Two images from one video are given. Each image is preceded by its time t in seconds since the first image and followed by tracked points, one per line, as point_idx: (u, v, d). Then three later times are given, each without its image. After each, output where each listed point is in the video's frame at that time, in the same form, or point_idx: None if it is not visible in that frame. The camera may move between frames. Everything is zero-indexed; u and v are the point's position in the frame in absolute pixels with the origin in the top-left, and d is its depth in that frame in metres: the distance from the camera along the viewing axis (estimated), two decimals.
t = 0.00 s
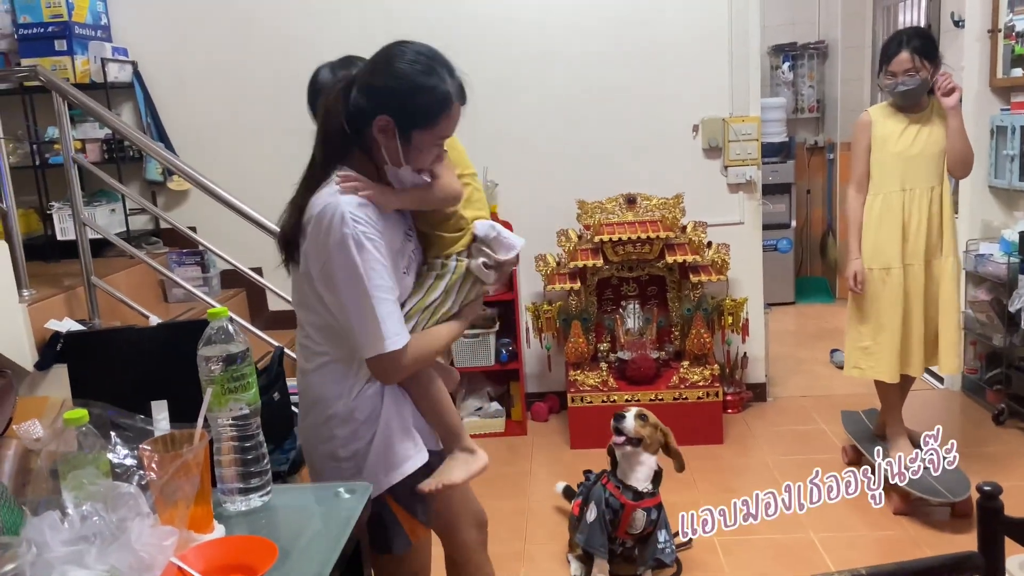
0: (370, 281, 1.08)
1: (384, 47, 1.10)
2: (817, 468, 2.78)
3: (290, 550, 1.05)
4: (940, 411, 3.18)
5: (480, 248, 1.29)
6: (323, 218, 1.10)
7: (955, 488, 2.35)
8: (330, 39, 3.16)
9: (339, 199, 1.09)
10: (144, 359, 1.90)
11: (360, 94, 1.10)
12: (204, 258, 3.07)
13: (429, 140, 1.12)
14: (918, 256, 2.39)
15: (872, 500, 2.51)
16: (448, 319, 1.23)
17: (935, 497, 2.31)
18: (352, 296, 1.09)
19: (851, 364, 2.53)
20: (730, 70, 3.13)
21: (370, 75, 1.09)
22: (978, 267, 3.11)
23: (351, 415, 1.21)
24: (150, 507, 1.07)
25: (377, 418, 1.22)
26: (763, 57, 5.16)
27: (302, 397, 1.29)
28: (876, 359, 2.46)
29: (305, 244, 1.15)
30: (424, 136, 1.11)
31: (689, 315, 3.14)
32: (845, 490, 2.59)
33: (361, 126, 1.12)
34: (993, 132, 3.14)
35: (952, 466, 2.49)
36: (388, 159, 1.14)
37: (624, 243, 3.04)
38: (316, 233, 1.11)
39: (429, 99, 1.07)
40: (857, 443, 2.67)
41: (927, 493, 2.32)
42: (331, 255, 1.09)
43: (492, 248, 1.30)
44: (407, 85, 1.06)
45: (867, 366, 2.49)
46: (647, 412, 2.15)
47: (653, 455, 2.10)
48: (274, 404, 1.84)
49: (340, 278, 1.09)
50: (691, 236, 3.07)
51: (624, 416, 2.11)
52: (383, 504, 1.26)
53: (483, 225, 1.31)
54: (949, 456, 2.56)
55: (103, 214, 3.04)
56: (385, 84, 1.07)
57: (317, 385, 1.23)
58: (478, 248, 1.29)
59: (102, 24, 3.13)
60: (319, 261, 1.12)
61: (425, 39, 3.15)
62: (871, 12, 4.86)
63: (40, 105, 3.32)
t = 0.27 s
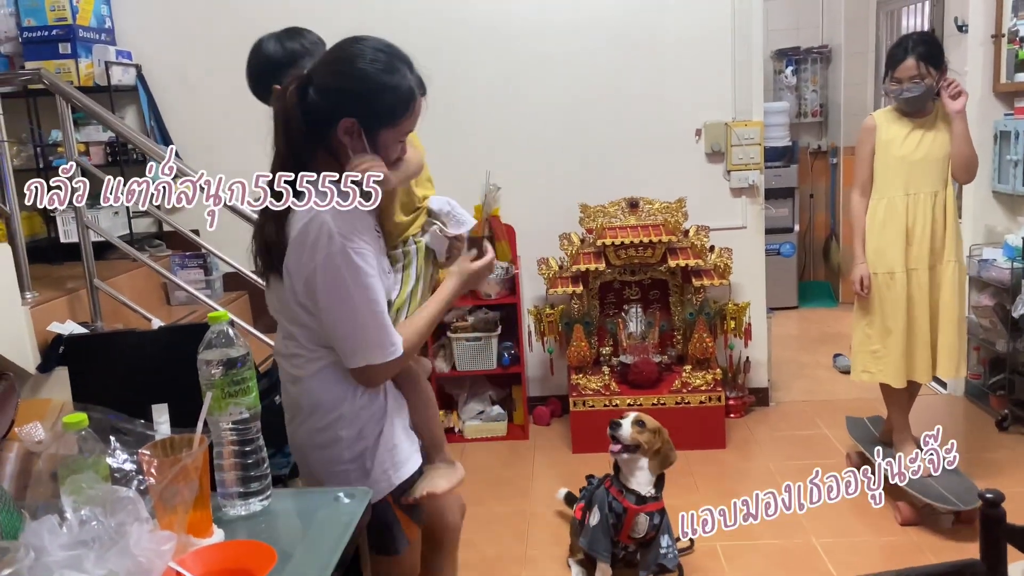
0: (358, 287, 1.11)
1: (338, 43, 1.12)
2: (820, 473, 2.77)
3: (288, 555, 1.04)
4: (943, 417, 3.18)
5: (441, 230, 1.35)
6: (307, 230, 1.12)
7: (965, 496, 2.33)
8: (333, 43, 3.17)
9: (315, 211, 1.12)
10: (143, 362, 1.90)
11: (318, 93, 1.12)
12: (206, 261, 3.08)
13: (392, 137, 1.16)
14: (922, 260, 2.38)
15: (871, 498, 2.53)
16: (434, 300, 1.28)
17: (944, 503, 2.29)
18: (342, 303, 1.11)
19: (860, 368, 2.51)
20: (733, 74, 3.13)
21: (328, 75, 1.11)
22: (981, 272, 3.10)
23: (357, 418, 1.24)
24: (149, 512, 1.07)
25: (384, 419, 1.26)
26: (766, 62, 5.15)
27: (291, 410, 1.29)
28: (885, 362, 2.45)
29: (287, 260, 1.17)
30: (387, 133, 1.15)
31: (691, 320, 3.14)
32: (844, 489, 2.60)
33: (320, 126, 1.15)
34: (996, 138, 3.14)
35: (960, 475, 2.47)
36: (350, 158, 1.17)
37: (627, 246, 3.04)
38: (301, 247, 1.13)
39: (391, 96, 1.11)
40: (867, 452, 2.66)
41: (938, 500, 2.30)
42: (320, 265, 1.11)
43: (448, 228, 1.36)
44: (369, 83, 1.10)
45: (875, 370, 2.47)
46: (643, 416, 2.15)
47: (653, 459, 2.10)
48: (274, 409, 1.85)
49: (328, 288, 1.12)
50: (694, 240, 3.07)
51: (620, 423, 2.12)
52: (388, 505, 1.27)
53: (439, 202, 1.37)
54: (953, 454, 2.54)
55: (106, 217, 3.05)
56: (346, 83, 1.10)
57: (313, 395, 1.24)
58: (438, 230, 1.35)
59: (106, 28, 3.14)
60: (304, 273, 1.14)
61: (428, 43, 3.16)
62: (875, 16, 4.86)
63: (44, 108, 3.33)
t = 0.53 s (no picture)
0: (364, 286, 1.10)
1: (304, 49, 1.09)
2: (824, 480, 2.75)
3: (287, 561, 1.03)
4: (949, 423, 3.15)
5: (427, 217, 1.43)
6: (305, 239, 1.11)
7: (973, 506, 2.31)
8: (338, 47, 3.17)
9: (312, 214, 1.11)
10: (147, 365, 1.89)
11: (291, 100, 1.09)
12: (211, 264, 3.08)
13: (375, 134, 1.14)
14: (930, 267, 2.37)
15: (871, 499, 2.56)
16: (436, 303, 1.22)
17: (950, 512, 2.28)
18: (349, 305, 1.11)
19: (867, 375, 2.49)
20: (738, 78, 3.12)
21: (300, 83, 1.08)
22: (988, 278, 3.08)
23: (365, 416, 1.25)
24: (149, 515, 1.07)
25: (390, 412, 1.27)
26: (772, 66, 5.14)
27: (297, 414, 1.29)
28: (890, 369, 2.44)
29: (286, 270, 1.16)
30: (369, 130, 1.12)
31: (696, 325, 3.12)
32: (844, 489, 2.64)
33: (299, 137, 1.12)
34: (1003, 142, 3.12)
35: (967, 484, 2.45)
36: (336, 163, 1.14)
37: (632, 250, 3.04)
38: (301, 255, 1.12)
39: (367, 94, 1.08)
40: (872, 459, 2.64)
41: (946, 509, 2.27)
42: (322, 271, 1.10)
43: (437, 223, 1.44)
44: (344, 85, 1.07)
45: (881, 377, 2.46)
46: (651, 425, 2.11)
47: (661, 468, 2.08)
48: (278, 411, 1.83)
49: (334, 292, 1.11)
50: (699, 245, 3.05)
51: (628, 433, 2.09)
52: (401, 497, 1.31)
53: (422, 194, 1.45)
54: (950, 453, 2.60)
55: (110, 220, 3.06)
56: (319, 88, 1.07)
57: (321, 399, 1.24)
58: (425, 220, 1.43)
59: (112, 31, 3.15)
60: (307, 280, 1.14)
61: (432, 46, 3.15)
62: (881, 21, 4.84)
63: (50, 111, 3.34)
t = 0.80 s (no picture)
0: (400, 283, 1.13)
1: (309, 65, 1.12)
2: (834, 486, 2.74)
3: (298, 564, 1.03)
4: (960, 430, 3.13)
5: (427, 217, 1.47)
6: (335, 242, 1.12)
7: (984, 513, 2.29)
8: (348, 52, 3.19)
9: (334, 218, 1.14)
10: (157, 368, 1.90)
11: (300, 113, 1.12)
12: (221, 267, 3.09)
13: (386, 137, 1.16)
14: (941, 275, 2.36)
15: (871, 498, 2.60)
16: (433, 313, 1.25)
17: (960, 518, 2.26)
18: (383, 303, 1.13)
19: (877, 384, 2.48)
20: (747, 84, 3.12)
21: (307, 97, 1.11)
22: (999, 284, 3.07)
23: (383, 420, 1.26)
24: (160, 517, 1.07)
25: (405, 416, 1.29)
26: (780, 72, 5.14)
27: (311, 422, 1.28)
28: (901, 378, 2.42)
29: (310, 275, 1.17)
30: (378, 134, 1.15)
31: (705, 330, 3.12)
32: (844, 489, 2.66)
33: (309, 149, 1.15)
34: (1014, 148, 3.11)
35: (978, 491, 2.43)
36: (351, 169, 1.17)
37: (640, 256, 3.03)
38: (329, 258, 1.14)
39: (373, 102, 1.11)
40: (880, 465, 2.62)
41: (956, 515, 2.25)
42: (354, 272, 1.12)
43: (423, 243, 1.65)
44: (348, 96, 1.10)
45: (892, 386, 2.45)
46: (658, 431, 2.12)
47: (668, 473, 2.08)
48: (287, 414, 1.82)
49: (367, 285, 1.13)
50: (708, 250, 3.07)
51: (635, 439, 2.09)
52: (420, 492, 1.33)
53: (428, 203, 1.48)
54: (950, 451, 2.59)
55: (121, 224, 3.08)
56: (325, 100, 1.10)
57: (341, 404, 1.24)
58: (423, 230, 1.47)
59: (124, 36, 3.17)
60: (337, 282, 1.15)
61: (442, 52, 3.17)
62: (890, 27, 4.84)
63: (62, 115, 3.36)
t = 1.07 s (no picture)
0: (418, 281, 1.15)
1: (338, 68, 1.13)
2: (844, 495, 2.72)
3: (306, 570, 1.03)
4: (972, 439, 3.11)
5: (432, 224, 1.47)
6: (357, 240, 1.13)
7: (993, 519, 2.28)
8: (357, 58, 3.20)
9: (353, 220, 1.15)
10: (166, 374, 1.90)
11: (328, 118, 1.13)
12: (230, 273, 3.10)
13: (409, 143, 1.17)
14: (955, 283, 2.34)
15: (871, 498, 2.64)
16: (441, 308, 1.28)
17: (970, 525, 2.24)
18: (405, 301, 1.15)
19: (890, 395, 2.46)
20: (757, 90, 3.11)
21: (335, 101, 1.12)
22: (1011, 292, 3.04)
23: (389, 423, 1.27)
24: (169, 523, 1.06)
25: (407, 421, 1.29)
26: (790, 78, 5.13)
27: (310, 428, 1.27)
28: (915, 388, 2.41)
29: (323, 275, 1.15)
30: (402, 140, 1.16)
31: (714, 337, 3.11)
32: (844, 489, 2.68)
33: (334, 152, 1.16)
34: None
35: (991, 500, 2.40)
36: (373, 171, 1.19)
37: (649, 262, 3.03)
38: (348, 257, 1.14)
39: (400, 108, 1.12)
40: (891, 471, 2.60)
41: (968, 523, 2.23)
42: (378, 271, 1.13)
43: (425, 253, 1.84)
44: (373, 100, 1.10)
45: (906, 396, 2.43)
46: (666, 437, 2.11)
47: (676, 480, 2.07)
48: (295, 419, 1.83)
49: (388, 283, 1.14)
50: (717, 257, 3.04)
51: (641, 445, 2.09)
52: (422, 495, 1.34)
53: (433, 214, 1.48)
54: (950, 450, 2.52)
55: (131, 228, 3.10)
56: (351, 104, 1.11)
57: (347, 406, 1.23)
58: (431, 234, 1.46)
59: (135, 42, 3.19)
60: (356, 282, 1.15)
61: (451, 58, 3.17)
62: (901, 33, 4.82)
63: (73, 121, 3.38)
